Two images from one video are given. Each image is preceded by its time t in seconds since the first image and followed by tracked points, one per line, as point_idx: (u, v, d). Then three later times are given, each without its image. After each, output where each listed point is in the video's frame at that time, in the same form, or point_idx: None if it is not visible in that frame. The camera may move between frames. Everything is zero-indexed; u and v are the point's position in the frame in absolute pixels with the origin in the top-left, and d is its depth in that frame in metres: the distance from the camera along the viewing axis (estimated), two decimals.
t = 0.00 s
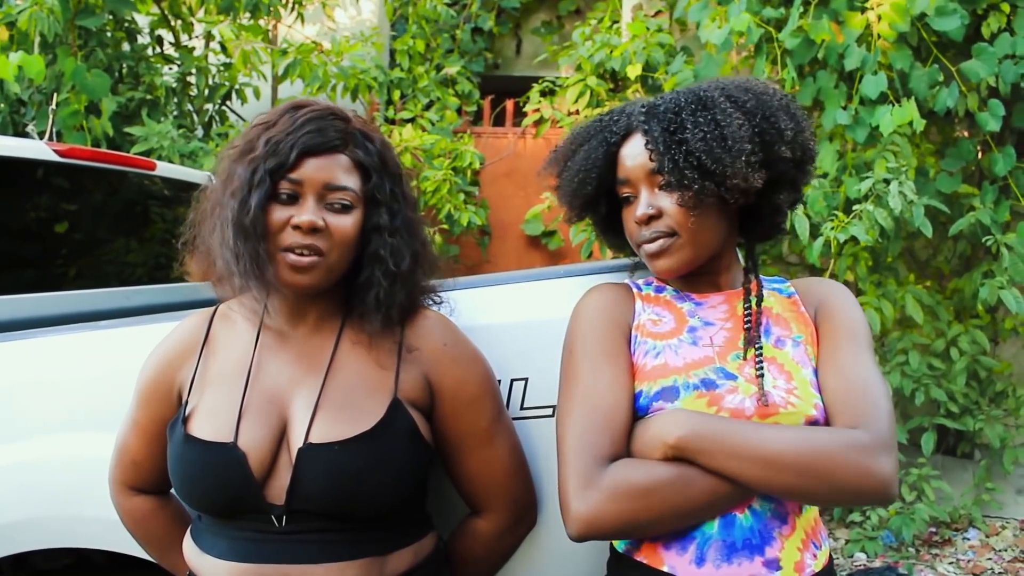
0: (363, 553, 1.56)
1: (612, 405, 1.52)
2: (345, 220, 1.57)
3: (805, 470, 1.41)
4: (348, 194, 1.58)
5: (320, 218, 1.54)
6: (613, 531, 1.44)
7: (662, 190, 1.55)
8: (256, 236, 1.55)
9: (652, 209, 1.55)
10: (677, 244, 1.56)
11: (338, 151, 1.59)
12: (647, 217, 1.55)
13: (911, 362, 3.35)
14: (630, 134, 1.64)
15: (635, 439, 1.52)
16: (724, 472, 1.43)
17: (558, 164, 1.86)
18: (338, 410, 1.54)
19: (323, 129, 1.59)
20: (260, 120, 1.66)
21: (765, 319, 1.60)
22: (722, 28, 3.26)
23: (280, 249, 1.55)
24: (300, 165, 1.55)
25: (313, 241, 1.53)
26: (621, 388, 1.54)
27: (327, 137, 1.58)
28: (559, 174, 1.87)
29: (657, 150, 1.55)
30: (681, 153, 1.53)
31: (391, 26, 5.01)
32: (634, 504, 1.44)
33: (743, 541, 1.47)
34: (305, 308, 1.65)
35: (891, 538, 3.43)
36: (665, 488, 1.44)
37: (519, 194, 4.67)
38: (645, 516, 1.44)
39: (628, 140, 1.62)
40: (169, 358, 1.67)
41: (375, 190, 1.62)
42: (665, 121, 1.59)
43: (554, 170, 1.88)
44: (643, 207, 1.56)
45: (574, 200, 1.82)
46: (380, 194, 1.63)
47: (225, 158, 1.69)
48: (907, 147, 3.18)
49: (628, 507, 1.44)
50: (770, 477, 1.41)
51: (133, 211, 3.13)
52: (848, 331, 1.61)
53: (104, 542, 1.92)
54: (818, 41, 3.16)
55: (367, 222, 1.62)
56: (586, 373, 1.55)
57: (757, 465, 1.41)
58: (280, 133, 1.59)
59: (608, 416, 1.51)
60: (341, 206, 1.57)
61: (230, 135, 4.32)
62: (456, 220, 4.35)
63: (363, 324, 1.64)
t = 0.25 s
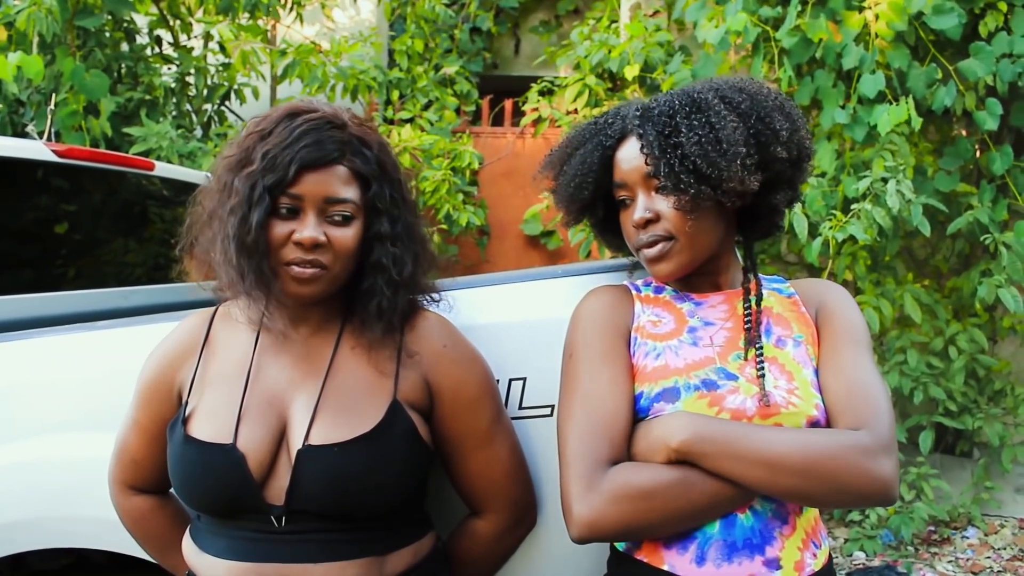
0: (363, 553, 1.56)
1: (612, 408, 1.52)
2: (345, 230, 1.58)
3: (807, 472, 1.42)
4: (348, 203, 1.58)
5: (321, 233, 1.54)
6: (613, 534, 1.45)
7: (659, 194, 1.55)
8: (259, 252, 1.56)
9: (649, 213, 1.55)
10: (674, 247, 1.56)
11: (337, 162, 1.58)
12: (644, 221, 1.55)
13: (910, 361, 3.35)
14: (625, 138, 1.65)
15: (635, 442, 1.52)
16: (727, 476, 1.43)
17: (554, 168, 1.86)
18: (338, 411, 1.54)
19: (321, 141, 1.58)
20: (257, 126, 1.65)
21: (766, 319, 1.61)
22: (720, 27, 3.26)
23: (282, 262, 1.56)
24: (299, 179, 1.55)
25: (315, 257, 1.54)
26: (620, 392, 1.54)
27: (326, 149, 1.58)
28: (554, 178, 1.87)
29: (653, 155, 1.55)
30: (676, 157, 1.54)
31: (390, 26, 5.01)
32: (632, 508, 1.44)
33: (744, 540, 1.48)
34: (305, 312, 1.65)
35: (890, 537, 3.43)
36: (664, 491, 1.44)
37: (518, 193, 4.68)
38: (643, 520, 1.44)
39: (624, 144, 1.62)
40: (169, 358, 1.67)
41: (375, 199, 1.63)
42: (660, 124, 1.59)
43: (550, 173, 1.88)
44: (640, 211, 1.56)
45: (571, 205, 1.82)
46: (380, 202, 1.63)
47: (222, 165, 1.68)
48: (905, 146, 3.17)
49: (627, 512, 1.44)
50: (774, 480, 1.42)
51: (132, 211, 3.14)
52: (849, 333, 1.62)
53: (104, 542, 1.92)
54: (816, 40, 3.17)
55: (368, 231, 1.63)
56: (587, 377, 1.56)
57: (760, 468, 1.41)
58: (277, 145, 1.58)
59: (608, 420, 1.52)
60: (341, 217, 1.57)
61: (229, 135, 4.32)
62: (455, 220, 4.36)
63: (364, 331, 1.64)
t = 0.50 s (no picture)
0: (362, 555, 1.56)
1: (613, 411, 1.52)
2: (345, 220, 1.58)
3: (808, 473, 1.42)
4: (347, 193, 1.58)
5: (322, 220, 1.55)
6: (613, 536, 1.45)
7: (660, 198, 1.55)
8: (259, 242, 1.56)
9: (650, 216, 1.55)
10: (675, 251, 1.56)
11: (335, 151, 1.59)
12: (645, 224, 1.56)
13: (908, 363, 3.35)
14: (625, 140, 1.64)
15: (635, 445, 1.52)
16: (728, 477, 1.43)
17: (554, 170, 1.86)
18: (337, 413, 1.54)
19: (319, 130, 1.59)
20: (255, 122, 1.66)
21: (766, 321, 1.61)
22: (719, 29, 3.26)
23: (284, 252, 1.56)
24: (298, 168, 1.56)
25: (316, 244, 1.54)
26: (621, 396, 1.54)
27: (324, 138, 1.58)
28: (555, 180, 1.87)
29: (656, 159, 1.55)
30: (678, 161, 1.53)
31: (390, 26, 5.01)
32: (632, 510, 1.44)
33: (743, 542, 1.48)
34: (306, 307, 1.65)
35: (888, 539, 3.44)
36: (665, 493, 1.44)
37: (518, 194, 4.68)
38: (643, 522, 1.44)
39: (625, 147, 1.62)
40: (168, 358, 1.67)
41: (374, 188, 1.63)
42: (662, 127, 1.59)
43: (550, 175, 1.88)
44: (641, 214, 1.57)
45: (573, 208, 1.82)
46: (379, 191, 1.63)
47: (221, 162, 1.68)
48: (904, 148, 3.17)
49: (627, 512, 1.44)
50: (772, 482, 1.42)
51: (131, 211, 3.13)
52: (849, 335, 1.62)
53: (102, 541, 1.92)
54: (815, 42, 3.17)
55: (369, 220, 1.63)
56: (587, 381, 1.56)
57: (761, 469, 1.41)
58: (276, 136, 1.59)
59: (609, 422, 1.52)
60: (341, 206, 1.57)
61: (229, 135, 4.32)
62: (454, 221, 4.36)
63: (368, 322, 1.65)
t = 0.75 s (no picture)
0: (361, 555, 1.56)
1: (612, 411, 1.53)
2: (344, 219, 1.58)
3: (809, 471, 1.42)
4: (345, 191, 1.58)
5: (320, 219, 1.55)
6: (611, 533, 1.45)
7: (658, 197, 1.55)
8: (258, 241, 1.56)
9: (648, 215, 1.55)
10: (672, 253, 1.56)
11: (332, 150, 1.59)
12: (643, 224, 1.56)
13: (908, 364, 3.36)
14: (625, 140, 1.64)
15: (634, 445, 1.52)
16: (729, 477, 1.43)
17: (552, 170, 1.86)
18: (337, 414, 1.54)
19: (316, 129, 1.59)
20: (252, 124, 1.66)
21: (764, 320, 1.61)
22: (718, 31, 3.27)
23: (282, 251, 1.56)
24: (296, 167, 1.56)
25: (315, 242, 1.54)
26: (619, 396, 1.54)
27: (321, 137, 1.59)
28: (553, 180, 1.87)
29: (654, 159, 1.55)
30: (677, 160, 1.54)
31: (389, 28, 5.02)
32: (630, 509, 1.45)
33: (741, 542, 1.48)
34: (306, 309, 1.65)
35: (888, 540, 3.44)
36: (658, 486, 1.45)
37: (517, 195, 4.69)
38: (640, 520, 1.44)
39: (624, 145, 1.63)
40: (168, 360, 1.67)
41: (372, 186, 1.63)
42: (660, 126, 1.60)
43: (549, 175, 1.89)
44: (639, 214, 1.57)
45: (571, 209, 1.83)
46: (377, 189, 1.63)
47: (220, 163, 1.69)
48: (903, 149, 3.18)
49: (624, 510, 1.45)
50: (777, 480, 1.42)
51: (131, 212, 3.14)
52: (845, 331, 1.62)
53: (102, 542, 1.92)
54: (814, 44, 3.17)
55: (367, 219, 1.63)
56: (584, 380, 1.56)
57: (763, 468, 1.42)
58: (274, 137, 1.59)
59: (607, 422, 1.52)
60: (339, 204, 1.57)
61: (228, 137, 4.33)
62: (455, 223, 4.35)
63: (369, 321, 1.65)
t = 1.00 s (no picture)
0: (365, 555, 1.57)
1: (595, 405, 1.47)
2: (348, 220, 1.58)
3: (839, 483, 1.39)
4: (349, 193, 1.59)
5: (324, 221, 1.55)
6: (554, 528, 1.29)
7: (678, 182, 1.54)
8: (263, 243, 1.57)
9: (667, 198, 1.53)
10: (689, 240, 1.54)
11: (337, 152, 1.60)
12: (661, 207, 1.53)
13: (912, 366, 3.35)
14: (646, 125, 1.61)
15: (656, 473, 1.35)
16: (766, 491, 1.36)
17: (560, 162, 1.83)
18: (341, 414, 1.55)
19: (321, 131, 1.60)
20: (257, 125, 1.67)
21: (770, 310, 1.60)
22: (723, 33, 3.27)
23: (287, 253, 1.57)
24: (300, 169, 1.57)
25: (319, 244, 1.55)
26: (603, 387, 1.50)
27: (326, 139, 1.59)
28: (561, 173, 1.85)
29: (681, 142, 1.54)
30: (709, 143, 1.54)
31: (394, 29, 5.03)
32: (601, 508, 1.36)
33: (749, 544, 1.47)
34: (312, 309, 1.66)
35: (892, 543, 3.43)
36: (652, 548, 1.23)
37: (522, 197, 4.70)
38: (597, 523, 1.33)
39: (644, 130, 1.60)
40: (174, 359, 1.68)
41: (376, 187, 1.63)
42: (689, 112, 1.59)
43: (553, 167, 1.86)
44: (657, 198, 1.54)
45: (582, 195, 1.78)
46: (382, 190, 1.64)
47: (225, 165, 1.69)
48: (908, 151, 3.18)
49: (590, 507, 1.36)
50: (811, 490, 1.38)
51: (137, 213, 3.15)
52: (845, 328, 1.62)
53: (106, 541, 1.93)
54: (818, 46, 3.17)
55: (371, 220, 1.64)
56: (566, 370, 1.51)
57: (799, 479, 1.37)
58: (279, 139, 1.60)
59: (583, 416, 1.45)
60: (343, 206, 1.58)
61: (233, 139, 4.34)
62: (459, 224, 4.36)
63: (372, 321, 1.66)
